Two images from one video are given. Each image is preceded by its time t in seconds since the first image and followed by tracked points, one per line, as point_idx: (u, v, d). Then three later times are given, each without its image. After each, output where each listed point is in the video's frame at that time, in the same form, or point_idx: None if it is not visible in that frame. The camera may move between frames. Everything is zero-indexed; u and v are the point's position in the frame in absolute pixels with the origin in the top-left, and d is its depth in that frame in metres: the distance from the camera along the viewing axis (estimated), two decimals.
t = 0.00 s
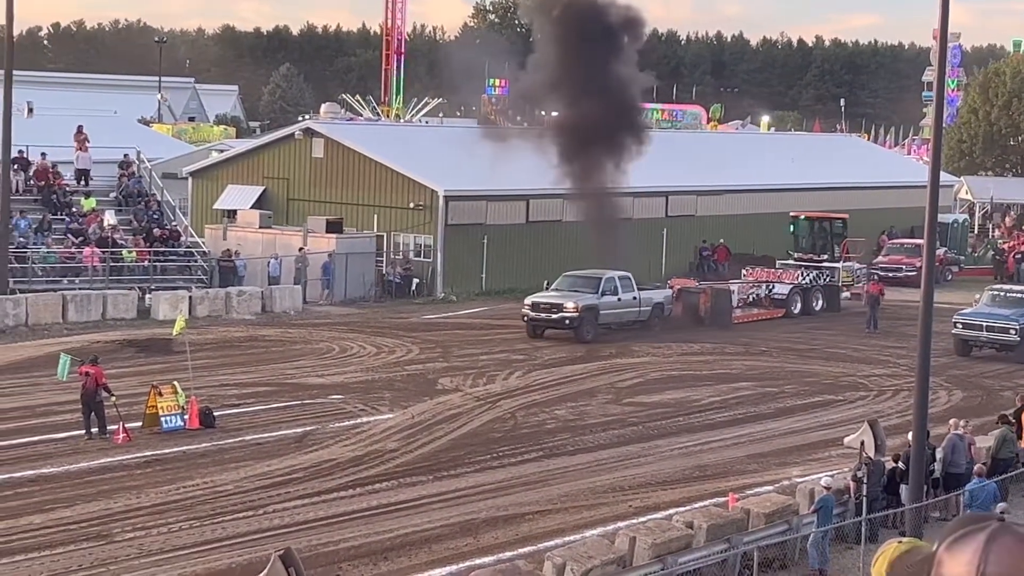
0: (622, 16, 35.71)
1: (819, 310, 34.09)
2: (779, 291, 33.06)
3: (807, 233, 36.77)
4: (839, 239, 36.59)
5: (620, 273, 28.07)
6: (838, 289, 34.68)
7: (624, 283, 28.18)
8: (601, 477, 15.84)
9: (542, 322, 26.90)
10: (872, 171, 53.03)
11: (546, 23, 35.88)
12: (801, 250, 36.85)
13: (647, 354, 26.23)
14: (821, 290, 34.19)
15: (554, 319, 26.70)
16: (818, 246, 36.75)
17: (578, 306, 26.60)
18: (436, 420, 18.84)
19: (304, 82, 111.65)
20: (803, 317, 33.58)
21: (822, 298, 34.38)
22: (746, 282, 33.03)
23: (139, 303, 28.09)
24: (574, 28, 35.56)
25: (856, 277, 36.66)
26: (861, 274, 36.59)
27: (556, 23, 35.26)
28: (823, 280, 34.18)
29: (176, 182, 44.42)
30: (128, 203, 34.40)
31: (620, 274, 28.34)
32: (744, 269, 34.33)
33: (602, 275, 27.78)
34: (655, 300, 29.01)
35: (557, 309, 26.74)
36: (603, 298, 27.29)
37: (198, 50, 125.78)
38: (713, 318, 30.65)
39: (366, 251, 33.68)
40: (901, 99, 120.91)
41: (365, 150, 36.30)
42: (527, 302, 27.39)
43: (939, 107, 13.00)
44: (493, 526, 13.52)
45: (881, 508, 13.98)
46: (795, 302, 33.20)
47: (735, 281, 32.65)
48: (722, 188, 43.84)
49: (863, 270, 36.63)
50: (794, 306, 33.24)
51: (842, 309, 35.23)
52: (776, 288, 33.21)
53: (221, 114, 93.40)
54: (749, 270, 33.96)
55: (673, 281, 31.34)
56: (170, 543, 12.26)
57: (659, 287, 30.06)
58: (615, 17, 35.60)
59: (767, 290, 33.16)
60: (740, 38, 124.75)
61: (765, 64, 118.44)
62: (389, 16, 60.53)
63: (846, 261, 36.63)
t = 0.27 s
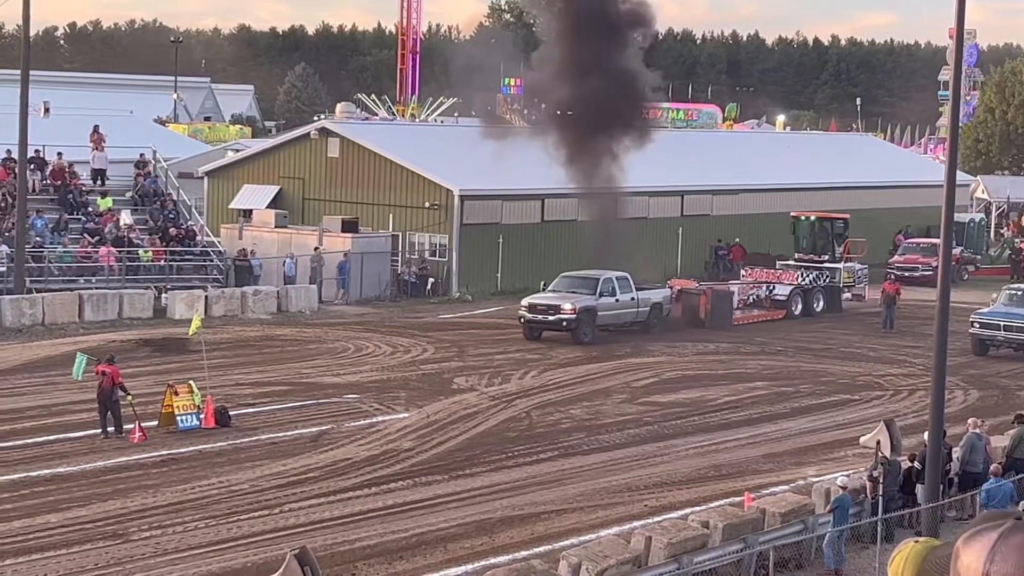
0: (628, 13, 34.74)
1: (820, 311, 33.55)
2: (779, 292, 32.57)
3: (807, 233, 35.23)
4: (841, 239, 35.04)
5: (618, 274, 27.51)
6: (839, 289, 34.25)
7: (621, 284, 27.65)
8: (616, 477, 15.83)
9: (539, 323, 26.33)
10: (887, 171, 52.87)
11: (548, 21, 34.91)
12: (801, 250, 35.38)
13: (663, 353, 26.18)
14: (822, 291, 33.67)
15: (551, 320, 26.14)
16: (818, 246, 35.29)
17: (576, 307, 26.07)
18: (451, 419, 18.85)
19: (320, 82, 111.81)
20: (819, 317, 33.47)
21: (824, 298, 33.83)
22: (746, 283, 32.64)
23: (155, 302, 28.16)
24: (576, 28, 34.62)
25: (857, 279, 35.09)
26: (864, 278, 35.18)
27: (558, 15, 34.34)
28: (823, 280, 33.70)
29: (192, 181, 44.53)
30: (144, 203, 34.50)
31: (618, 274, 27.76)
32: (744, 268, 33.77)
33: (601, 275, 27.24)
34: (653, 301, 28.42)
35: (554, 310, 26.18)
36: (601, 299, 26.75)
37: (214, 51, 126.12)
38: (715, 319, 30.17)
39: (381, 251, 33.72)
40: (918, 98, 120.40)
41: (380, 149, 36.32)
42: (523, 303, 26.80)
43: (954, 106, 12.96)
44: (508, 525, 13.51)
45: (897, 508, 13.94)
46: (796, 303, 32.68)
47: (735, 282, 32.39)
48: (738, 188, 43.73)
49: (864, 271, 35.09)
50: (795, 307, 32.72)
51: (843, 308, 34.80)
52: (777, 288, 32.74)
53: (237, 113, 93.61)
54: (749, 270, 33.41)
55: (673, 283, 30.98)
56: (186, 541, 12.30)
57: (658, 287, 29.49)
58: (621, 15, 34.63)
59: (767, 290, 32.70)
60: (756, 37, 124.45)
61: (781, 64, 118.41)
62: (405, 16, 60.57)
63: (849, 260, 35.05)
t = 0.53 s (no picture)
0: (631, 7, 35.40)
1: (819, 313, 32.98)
2: (778, 294, 31.99)
3: (806, 235, 35.07)
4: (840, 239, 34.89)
5: (612, 276, 27.11)
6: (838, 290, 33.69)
7: (616, 286, 27.23)
8: (631, 477, 15.81)
9: (531, 325, 25.98)
10: (903, 171, 52.68)
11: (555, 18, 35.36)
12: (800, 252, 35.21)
13: (677, 353, 26.14)
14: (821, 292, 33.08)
15: (542, 322, 25.80)
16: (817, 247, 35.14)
17: (567, 309, 25.72)
18: (466, 419, 18.85)
19: (335, 82, 111.97)
20: (834, 317, 33.39)
21: (822, 300, 33.21)
22: (743, 284, 32.03)
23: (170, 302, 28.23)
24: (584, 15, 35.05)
25: (857, 280, 34.87)
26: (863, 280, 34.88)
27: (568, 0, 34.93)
28: (822, 282, 33.07)
29: (207, 181, 44.62)
30: (159, 203, 34.61)
31: (612, 277, 27.37)
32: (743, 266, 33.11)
33: (593, 277, 26.86)
34: (648, 304, 27.95)
35: (546, 312, 25.84)
36: (593, 301, 26.37)
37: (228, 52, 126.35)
38: (712, 322, 29.54)
39: (396, 252, 33.74)
40: (934, 98, 120.01)
41: (394, 150, 36.38)
42: (516, 305, 26.49)
43: (970, 106, 12.90)
44: (523, 525, 13.51)
45: (912, 509, 13.89)
46: (795, 305, 32.06)
47: (733, 283, 31.83)
48: (752, 188, 43.64)
49: (863, 272, 34.87)
50: (794, 308, 32.12)
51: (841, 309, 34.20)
52: (776, 290, 32.15)
53: (252, 114, 93.85)
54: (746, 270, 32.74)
55: (670, 283, 30.31)
56: (202, 541, 12.33)
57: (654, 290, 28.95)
58: (626, 13, 35.14)
59: (766, 291, 32.09)
60: (771, 37, 124.22)
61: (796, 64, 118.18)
62: (420, 16, 60.58)
63: (848, 261, 34.81)
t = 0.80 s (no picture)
0: None
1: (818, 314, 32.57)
2: (777, 295, 31.56)
3: (805, 235, 34.41)
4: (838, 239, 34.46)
5: (606, 278, 26.49)
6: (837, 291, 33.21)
7: (609, 289, 26.61)
8: (648, 477, 15.78)
9: (521, 330, 25.40)
10: (919, 171, 52.47)
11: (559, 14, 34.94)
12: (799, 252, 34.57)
13: (693, 354, 26.10)
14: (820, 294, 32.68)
15: (533, 327, 25.24)
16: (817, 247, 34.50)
17: (558, 313, 25.14)
18: (482, 419, 18.85)
19: (351, 82, 112.17)
20: (850, 317, 33.29)
21: (820, 301, 32.81)
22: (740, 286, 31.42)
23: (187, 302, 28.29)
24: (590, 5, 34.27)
25: (856, 280, 34.68)
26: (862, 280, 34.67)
27: None
28: (820, 283, 32.65)
29: (223, 182, 44.73)
30: (176, 204, 34.69)
31: (605, 280, 26.73)
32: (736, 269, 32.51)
33: (586, 280, 26.23)
34: (643, 307, 27.31)
35: (537, 316, 25.28)
36: (585, 305, 25.77)
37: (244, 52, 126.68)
38: (709, 324, 28.92)
39: (412, 252, 33.76)
40: (951, 97, 119.61)
41: (410, 150, 36.42)
42: (506, 309, 25.92)
43: (987, 106, 12.81)
44: (539, 525, 13.50)
45: (929, 509, 13.82)
46: (794, 307, 31.63)
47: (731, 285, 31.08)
48: (768, 188, 43.55)
49: (862, 273, 34.72)
50: (792, 310, 31.70)
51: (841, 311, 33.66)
52: (775, 292, 31.71)
53: (268, 114, 94.13)
54: (740, 273, 32.10)
55: (667, 285, 29.61)
56: (218, 541, 12.36)
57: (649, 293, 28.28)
58: (627, 7, 34.43)
59: (764, 293, 31.60)
60: (787, 37, 124.00)
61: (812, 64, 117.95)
62: (436, 16, 60.56)
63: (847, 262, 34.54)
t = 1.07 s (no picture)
0: None
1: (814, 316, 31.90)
2: (774, 297, 30.84)
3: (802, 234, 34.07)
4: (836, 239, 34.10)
5: (597, 278, 25.95)
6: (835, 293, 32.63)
7: (600, 289, 26.07)
8: (665, 477, 15.76)
9: (509, 331, 24.93)
10: (937, 170, 52.26)
11: (559, 6, 33.65)
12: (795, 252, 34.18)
13: (710, 353, 26.06)
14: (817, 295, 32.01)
15: (521, 327, 24.78)
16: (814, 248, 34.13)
17: (546, 313, 24.69)
18: (498, 418, 18.85)
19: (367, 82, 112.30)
20: (867, 317, 33.18)
21: (816, 303, 32.09)
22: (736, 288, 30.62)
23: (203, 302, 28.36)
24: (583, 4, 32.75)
25: (854, 282, 34.08)
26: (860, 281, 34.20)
27: None
28: (816, 284, 32.00)
29: (240, 181, 44.84)
30: (192, 203, 34.77)
31: (596, 280, 26.17)
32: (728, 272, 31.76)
33: (576, 280, 25.72)
34: (636, 307, 26.76)
35: (525, 316, 24.86)
36: (575, 304, 25.27)
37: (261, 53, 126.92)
38: (705, 326, 28.27)
39: (430, 252, 33.80)
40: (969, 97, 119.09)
41: (426, 149, 36.42)
42: (495, 309, 25.49)
43: (1005, 105, 12.72)
44: (554, 525, 13.48)
45: (947, 509, 13.74)
46: (791, 308, 30.95)
47: (727, 286, 30.22)
48: (785, 186, 43.42)
49: (860, 274, 34.12)
50: (789, 312, 30.99)
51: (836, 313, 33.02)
52: (771, 294, 30.98)
53: (284, 114, 94.34)
54: (734, 275, 31.33)
55: (660, 287, 28.96)
56: (234, 540, 12.38)
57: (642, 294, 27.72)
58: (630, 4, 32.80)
59: (759, 295, 30.87)
60: (803, 36, 123.68)
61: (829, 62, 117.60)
62: (452, 15, 60.57)
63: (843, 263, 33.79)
